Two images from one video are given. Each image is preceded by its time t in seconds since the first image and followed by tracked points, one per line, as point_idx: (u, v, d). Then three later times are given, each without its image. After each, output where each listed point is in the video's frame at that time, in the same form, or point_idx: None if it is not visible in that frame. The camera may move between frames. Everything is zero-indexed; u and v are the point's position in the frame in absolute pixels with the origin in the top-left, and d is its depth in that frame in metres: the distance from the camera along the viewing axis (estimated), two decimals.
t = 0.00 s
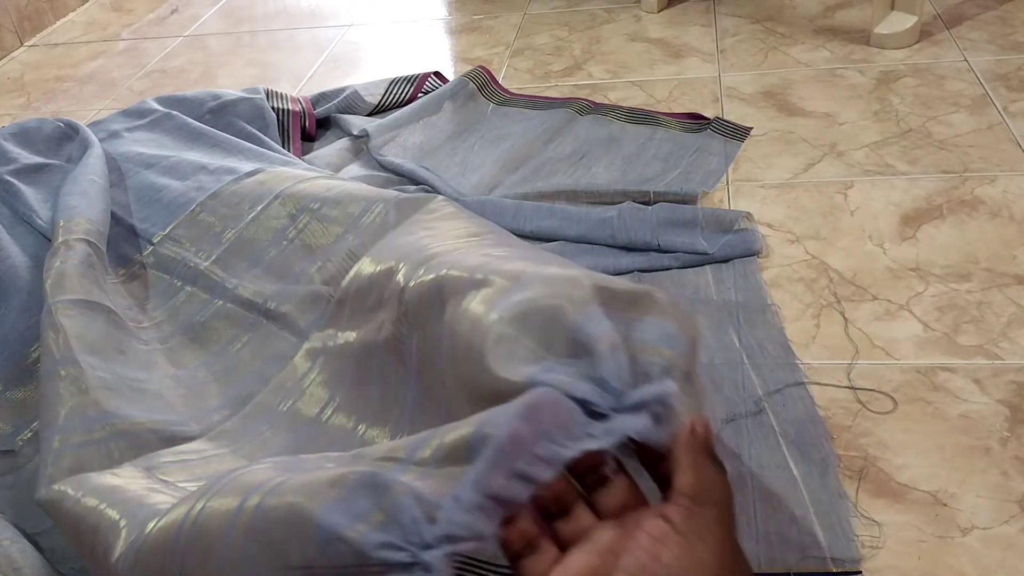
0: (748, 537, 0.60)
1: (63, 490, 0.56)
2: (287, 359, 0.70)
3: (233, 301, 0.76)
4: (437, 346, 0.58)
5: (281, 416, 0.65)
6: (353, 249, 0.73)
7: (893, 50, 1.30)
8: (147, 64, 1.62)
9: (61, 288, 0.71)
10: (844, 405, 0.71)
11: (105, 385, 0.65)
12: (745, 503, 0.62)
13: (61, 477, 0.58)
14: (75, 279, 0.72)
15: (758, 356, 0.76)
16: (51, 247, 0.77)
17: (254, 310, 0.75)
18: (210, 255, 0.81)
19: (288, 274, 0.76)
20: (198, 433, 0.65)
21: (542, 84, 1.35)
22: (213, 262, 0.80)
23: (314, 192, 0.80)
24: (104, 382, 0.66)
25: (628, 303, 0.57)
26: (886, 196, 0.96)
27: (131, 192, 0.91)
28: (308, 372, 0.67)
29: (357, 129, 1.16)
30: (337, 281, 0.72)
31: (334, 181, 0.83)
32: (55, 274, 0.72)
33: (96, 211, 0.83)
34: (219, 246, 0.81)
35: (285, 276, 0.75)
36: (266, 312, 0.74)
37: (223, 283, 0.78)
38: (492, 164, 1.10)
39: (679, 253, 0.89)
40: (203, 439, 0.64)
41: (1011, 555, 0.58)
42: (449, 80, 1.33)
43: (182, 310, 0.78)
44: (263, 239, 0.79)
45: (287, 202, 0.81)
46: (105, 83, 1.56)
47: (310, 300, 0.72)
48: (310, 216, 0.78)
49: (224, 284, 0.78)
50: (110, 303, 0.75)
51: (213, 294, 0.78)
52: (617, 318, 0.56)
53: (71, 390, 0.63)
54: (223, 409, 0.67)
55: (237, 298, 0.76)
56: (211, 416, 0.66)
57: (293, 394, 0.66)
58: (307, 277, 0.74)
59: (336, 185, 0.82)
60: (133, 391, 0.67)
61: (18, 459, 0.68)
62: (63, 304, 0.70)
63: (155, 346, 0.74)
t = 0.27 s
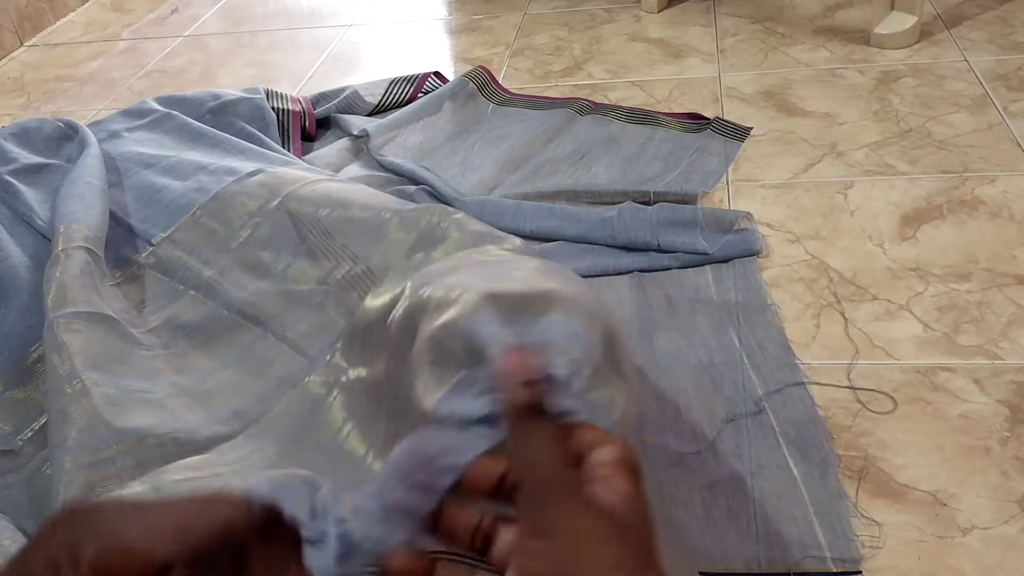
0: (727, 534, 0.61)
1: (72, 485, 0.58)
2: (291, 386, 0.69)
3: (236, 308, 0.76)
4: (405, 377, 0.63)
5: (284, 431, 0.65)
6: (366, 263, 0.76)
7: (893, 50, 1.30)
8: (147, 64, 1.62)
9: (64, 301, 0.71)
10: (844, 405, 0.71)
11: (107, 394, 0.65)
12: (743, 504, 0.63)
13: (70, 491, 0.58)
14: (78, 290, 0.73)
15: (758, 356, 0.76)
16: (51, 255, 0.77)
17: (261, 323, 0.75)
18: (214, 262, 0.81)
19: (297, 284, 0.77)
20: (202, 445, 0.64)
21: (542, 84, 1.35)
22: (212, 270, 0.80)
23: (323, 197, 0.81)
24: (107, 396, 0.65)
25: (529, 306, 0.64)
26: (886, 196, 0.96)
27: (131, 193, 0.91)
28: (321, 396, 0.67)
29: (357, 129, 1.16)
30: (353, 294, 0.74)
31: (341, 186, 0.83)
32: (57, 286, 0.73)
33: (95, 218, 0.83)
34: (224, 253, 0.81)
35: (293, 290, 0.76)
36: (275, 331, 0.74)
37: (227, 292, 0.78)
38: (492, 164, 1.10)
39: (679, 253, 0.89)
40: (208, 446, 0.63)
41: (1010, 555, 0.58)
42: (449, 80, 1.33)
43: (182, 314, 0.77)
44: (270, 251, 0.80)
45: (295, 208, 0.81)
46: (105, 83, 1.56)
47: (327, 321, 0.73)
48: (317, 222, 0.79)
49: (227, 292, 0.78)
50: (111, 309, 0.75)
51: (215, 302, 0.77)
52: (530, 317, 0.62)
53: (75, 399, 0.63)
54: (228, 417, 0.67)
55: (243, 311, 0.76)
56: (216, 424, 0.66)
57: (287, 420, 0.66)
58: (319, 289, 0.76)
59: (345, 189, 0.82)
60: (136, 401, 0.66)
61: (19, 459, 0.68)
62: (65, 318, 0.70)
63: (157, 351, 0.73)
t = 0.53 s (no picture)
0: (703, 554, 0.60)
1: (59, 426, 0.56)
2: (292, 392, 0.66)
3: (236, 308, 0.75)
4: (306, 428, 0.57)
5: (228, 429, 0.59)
6: (374, 270, 0.75)
7: (893, 50, 1.30)
8: (147, 64, 1.62)
9: (60, 303, 0.71)
10: (844, 405, 0.71)
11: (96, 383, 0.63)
12: (742, 505, 0.63)
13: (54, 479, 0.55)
14: (72, 290, 0.72)
15: (758, 356, 0.76)
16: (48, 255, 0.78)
17: (259, 330, 0.73)
18: (215, 266, 0.80)
19: (300, 284, 0.76)
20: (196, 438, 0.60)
21: (542, 84, 1.35)
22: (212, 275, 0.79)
23: (330, 202, 0.81)
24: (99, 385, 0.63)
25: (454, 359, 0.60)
26: (886, 196, 0.96)
27: (132, 193, 0.91)
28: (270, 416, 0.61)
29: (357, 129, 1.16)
30: (361, 304, 0.74)
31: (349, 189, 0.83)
32: (53, 288, 0.72)
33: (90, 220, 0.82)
34: (226, 256, 0.81)
35: (298, 291, 0.75)
36: (275, 339, 0.72)
37: (227, 295, 0.77)
38: (492, 164, 1.10)
39: (679, 253, 0.89)
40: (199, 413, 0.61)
41: (1010, 555, 0.58)
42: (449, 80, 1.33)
43: (182, 314, 0.76)
44: (273, 253, 0.80)
45: (304, 215, 0.81)
46: (106, 83, 1.56)
47: (329, 334, 0.72)
48: (321, 226, 0.79)
49: (227, 295, 0.77)
50: (107, 307, 0.74)
51: (215, 304, 0.76)
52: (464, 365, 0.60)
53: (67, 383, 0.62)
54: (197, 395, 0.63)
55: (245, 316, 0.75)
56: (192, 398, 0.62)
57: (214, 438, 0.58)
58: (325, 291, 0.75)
59: (352, 194, 0.82)
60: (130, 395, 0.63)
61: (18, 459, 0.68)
62: (59, 317, 0.69)
63: (155, 351, 0.72)
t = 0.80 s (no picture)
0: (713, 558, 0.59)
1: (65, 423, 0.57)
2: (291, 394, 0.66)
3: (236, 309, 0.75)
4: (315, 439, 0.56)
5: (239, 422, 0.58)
6: (373, 270, 0.75)
7: (893, 50, 1.30)
8: (147, 64, 1.62)
9: (57, 303, 0.71)
10: (844, 405, 0.71)
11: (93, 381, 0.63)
12: (743, 505, 0.63)
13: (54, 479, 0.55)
14: (69, 290, 0.72)
15: (758, 356, 0.76)
16: (47, 255, 0.78)
17: (258, 331, 0.73)
18: (214, 266, 0.80)
19: (300, 284, 0.76)
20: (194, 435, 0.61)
21: (542, 84, 1.35)
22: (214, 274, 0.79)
23: (330, 202, 0.81)
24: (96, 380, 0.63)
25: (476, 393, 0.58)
26: (886, 196, 0.96)
27: (133, 193, 0.91)
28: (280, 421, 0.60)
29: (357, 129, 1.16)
30: (361, 304, 0.73)
31: (350, 189, 0.83)
32: (51, 288, 0.73)
33: (92, 221, 0.83)
34: (225, 256, 0.81)
35: (297, 291, 0.75)
36: (274, 339, 0.72)
37: (226, 295, 0.77)
38: (492, 164, 1.10)
39: (679, 253, 0.89)
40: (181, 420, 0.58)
41: (1011, 555, 0.58)
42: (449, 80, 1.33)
43: (181, 314, 0.76)
44: (273, 253, 0.80)
45: (303, 214, 0.81)
46: (106, 83, 1.56)
47: (327, 334, 0.72)
48: (320, 225, 0.79)
49: (226, 296, 0.77)
50: (106, 307, 0.74)
51: (214, 305, 0.76)
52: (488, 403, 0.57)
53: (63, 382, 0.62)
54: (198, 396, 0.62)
55: (243, 317, 0.75)
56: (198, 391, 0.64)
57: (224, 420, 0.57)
58: (326, 290, 0.75)
59: (353, 194, 0.82)
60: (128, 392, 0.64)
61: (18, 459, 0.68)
62: (56, 318, 0.69)
63: (153, 351, 0.72)
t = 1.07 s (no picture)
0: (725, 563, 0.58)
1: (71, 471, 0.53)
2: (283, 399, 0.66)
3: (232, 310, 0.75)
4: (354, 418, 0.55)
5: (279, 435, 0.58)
6: (372, 271, 0.75)
7: (893, 50, 1.30)
8: (147, 64, 1.62)
9: (51, 298, 0.70)
10: (844, 404, 0.71)
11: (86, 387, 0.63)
12: (743, 505, 0.63)
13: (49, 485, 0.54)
14: (62, 286, 0.72)
15: (758, 356, 0.76)
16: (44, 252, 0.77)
17: (253, 333, 0.73)
18: (212, 267, 0.80)
19: (297, 283, 0.76)
20: (186, 446, 0.61)
21: (542, 84, 1.35)
22: (211, 276, 0.79)
23: (329, 205, 0.81)
24: (87, 388, 0.63)
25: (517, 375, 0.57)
26: (886, 196, 0.96)
27: (132, 194, 0.91)
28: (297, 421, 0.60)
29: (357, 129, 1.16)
30: (355, 301, 0.73)
31: (350, 192, 0.83)
32: (45, 285, 0.72)
33: (91, 220, 0.83)
34: (223, 257, 0.81)
35: (294, 291, 0.75)
36: (269, 341, 0.71)
37: (222, 296, 0.77)
38: (492, 164, 1.10)
39: (679, 253, 0.89)
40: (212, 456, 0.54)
41: (1011, 555, 0.58)
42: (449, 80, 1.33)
43: (178, 316, 0.76)
44: (272, 254, 0.79)
45: (303, 216, 0.81)
46: (106, 83, 1.56)
47: (321, 332, 0.71)
48: (320, 229, 0.80)
49: (223, 297, 0.76)
50: (101, 307, 0.74)
51: (210, 306, 0.76)
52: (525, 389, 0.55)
53: (55, 391, 0.62)
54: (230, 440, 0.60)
55: (238, 318, 0.74)
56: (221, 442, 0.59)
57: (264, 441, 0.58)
58: (322, 289, 0.75)
59: (352, 197, 0.82)
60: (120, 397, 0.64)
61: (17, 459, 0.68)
62: (49, 314, 0.69)
63: (146, 351, 0.72)
